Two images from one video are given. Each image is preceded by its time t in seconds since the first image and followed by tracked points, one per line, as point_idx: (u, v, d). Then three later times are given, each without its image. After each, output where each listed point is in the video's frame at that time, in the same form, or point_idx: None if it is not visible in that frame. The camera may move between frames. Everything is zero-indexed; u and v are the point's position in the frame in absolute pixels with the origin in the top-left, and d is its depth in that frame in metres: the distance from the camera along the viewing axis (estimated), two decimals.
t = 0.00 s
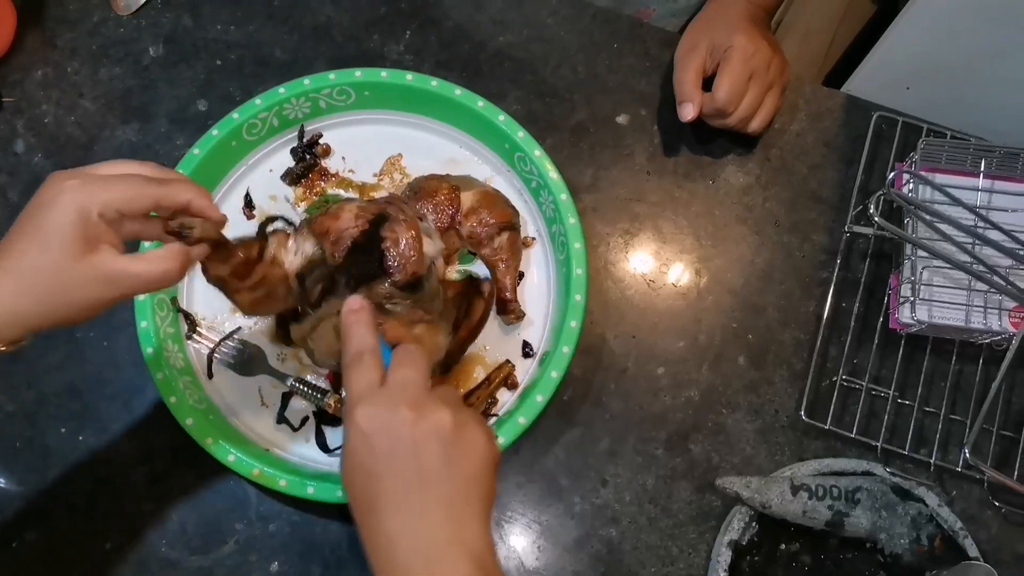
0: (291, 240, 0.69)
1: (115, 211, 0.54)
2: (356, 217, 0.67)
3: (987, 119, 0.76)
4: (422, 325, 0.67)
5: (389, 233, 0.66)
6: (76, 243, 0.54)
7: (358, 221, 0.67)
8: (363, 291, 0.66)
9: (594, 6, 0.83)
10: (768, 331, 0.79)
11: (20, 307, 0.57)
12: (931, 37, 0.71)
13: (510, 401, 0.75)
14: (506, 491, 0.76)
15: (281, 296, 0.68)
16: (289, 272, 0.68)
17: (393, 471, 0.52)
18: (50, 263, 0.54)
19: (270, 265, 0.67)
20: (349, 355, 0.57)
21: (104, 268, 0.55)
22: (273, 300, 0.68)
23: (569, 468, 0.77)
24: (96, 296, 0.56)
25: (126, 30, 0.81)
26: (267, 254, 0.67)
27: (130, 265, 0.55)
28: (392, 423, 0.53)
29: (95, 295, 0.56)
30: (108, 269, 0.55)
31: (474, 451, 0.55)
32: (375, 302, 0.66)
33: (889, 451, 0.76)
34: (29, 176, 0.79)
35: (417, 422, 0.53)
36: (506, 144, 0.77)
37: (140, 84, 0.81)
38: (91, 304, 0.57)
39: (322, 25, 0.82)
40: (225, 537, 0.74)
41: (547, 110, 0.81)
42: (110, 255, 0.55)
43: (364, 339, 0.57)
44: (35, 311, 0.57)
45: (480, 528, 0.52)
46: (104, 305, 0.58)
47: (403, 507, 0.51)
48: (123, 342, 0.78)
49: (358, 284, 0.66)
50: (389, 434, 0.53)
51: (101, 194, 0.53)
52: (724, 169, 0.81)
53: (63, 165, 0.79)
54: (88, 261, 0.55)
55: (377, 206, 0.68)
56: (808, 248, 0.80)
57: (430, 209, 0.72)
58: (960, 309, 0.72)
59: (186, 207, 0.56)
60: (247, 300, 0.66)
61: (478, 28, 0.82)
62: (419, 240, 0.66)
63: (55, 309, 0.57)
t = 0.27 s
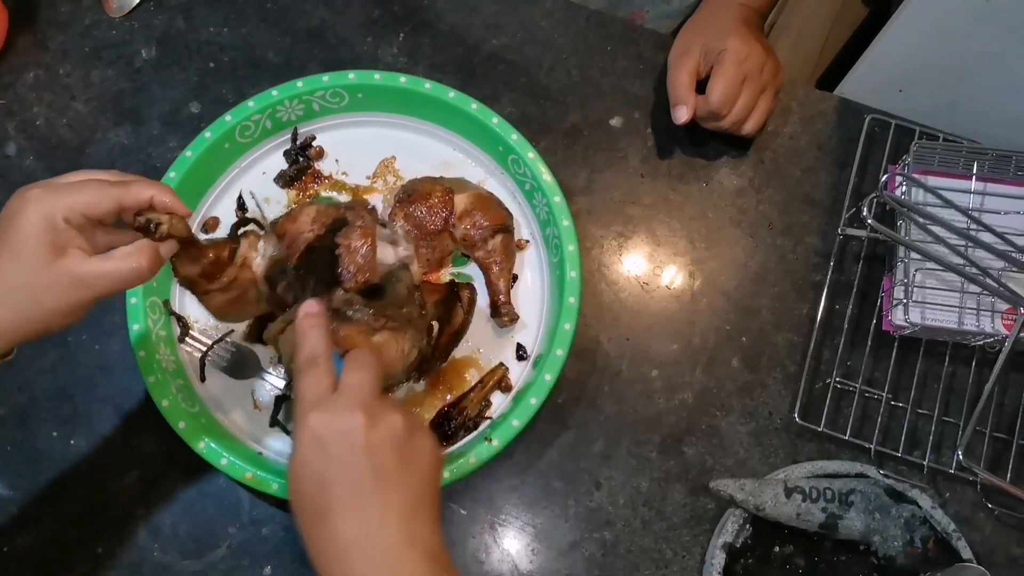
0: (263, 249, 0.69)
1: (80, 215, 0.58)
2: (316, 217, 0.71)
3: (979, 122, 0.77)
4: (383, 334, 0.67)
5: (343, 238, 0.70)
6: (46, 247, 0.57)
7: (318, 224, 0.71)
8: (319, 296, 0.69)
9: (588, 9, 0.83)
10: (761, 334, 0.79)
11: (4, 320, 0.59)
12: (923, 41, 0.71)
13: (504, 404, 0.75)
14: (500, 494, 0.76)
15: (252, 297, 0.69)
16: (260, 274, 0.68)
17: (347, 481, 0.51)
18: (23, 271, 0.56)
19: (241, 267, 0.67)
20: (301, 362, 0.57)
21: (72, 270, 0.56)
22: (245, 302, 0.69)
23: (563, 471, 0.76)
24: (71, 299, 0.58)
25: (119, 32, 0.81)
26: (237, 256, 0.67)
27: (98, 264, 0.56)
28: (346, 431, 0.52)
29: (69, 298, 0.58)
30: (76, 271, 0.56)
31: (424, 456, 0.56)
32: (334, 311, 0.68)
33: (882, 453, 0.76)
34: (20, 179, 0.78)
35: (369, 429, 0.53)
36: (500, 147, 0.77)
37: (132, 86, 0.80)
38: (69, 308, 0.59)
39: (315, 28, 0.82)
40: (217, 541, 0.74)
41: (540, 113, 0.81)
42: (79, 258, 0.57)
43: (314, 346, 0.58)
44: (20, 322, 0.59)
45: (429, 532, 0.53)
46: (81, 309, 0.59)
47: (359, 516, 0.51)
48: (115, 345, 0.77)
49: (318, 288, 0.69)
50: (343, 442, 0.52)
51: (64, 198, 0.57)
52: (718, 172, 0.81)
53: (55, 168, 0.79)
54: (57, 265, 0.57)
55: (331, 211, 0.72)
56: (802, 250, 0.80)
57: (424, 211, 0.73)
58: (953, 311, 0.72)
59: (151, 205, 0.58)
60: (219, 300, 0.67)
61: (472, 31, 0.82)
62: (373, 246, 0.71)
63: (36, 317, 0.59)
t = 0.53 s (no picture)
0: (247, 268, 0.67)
1: (88, 211, 0.56)
2: (309, 245, 0.69)
3: (974, 125, 0.77)
4: (349, 364, 0.68)
5: (329, 270, 0.69)
6: (54, 245, 0.54)
7: (311, 251, 0.69)
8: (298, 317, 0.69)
9: (584, 12, 0.83)
10: (757, 337, 0.79)
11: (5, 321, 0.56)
12: (919, 46, 0.71)
13: (500, 408, 0.75)
14: (495, 497, 0.76)
15: (232, 310, 0.66)
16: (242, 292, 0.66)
17: (300, 568, 0.56)
18: (27, 271, 0.54)
19: (230, 278, 0.65)
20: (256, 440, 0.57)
21: (82, 269, 0.54)
22: (223, 312, 0.66)
23: (559, 474, 0.76)
24: (78, 300, 0.55)
25: (114, 34, 0.81)
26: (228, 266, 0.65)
27: (107, 263, 0.54)
28: (297, 522, 0.56)
29: (77, 298, 0.55)
30: (86, 270, 0.54)
31: (376, 527, 0.61)
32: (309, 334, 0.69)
33: (878, 456, 0.76)
34: (14, 182, 0.78)
35: (318, 521, 0.56)
36: (496, 149, 0.77)
37: (127, 88, 0.80)
38: (75, 309, 0.56)
39: (311, 30, 0.82)
40: (212, 545, 0.73)
41: (536, 116, 0.81)
42: (87, 257, 0.55)
43: (270, 425, 0.57)
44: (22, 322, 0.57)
45: None
46: (88, 309, 0.57)
47: None
48: (109, 349, 0.77)
49: (295, 309, 0.69)
50: (295, 534, 0.56)
51: (70, 194, 0.55)
52: (714, 175, 0.81)
53: (49, 171, 0.78)
54: (66, 264, 0.54)
55: (322, 242, 0.70)
56: (797, 253, 0.80)
57: (420, 214, 0.73)
58: (949, 314, 0.72)
59: (160, 204, 0.57)
60: (195, 309, 0.65)
61: (468, 34, 0.82)
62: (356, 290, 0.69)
63: (40, 318, 0.56)
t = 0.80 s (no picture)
0: (279, 259, 0.68)
1: (119, 235, 0.54)
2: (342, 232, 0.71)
3: (969, 127, 0.77)
4: (384, 350, 0.69)
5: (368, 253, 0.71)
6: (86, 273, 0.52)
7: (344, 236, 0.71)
8: (331, 306, 0.71)
9: (580, 15, 0.83)
10: (753, 339, 0.79)
11: (17, 350, 0.52)
12: (914, 49, 0.71)
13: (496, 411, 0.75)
14: (492, 501, 0.76)
15: (262, 310, 0.67)
16: (273, 286, 0.67)
17: (269, 527, 0.53)
18: (56, 300, 0.51)
19: (257, 279, 0.65)
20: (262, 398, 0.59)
21: (117, 298, 0.52)
22: (252, 313, 0.66)
23: (556, 477, 0.76)
24: (110, 330, 0.53)
25: (109, 37, 0.81)
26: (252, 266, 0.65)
27: (142, 291, 0.53)
28: (270, 476, 0.54)
29: (108, 328, 0.53)
30: (120, 299, 0.52)
31: (358, 510, 0.54)
32: (343, 322, 0.70)
33: (874, 458, 0.76)
34: (9, 185, 0.78)
35: (291, 480, 0.54)
36: (492, 152, 0.77)
37: (122, 92, 0.80)
38: (104, 340, 0.54)
39: (307, 34, 0.82)
40: (208, 548, 0.73)
41: (532, 119, 0.81)
42: (119, 285, 0.53)
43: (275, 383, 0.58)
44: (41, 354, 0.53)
45: None
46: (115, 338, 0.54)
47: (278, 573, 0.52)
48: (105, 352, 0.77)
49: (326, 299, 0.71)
50: (267, 487, 0.54)
51: (104, 218, 0.52)
52: (710, 177, 0.81)
53: (45, 174, 0.78)
54: (98, 293, 0.52)
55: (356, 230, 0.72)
56: (793, 256, 0.80)
57: (415, 216, 0.73)
58: (945, 316, 0.72)
59: (186, 226, 0.57)
60: (228, 315, 0.65)
61: (464, 37, 0.82)
62: (398, 269, 0.72)
63: (64, 350, 0.53)
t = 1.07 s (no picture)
0: (290, 257, 0.70)
1: (113, 206, 0.54)
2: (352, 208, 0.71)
3: (964, 131, 0.77)
4: (424, 313, 0.70)
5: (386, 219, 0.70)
6: (80, 243, 0.52)
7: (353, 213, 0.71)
8: (360, 289, 0.71)
9: (576, 18, 0.83)
10: (750, 342, 0.79)
11: (19, 323, 0.53)
12: (910, 53, 0.71)
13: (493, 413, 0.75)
14: (489, 504, 0.76)
15: (271, 296, 0.71)
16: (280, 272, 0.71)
17: (300, 479, 0.54)
18: (52, 271, 0.52)
19: (262, 264, 0.70)
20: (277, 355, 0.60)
21: (110, 267, 0.53)
22: (264, 299, 0.71)
23: (553, 480, 0.76)
24: (105, 300, 0.54)
25: (105, 40, 0.81)
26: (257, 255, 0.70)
27: (134, 260, 0.53)
28: (296, 425, 0.55)
29: (102, 297, 0.53)
30: (114, 266, 0.53)
31: (385, 449, 0.56)
32: (375, 298, 0.70)
33: (871, 461, 0.76)
34: (5, 188, 0.78)
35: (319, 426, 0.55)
36: (488, 155, 0.77)
37: (118, 94, 0.80)
38: (100, 310, 0.54)
39: (303, 37, 0.82)
40: (204, 552, 0.73)
41: (529, 122, 0.81)
42: (114, 254, 0.54)
43: (291, 340, 0.59)
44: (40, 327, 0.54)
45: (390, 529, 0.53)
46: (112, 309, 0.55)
47: (314, 522, 0.53)
48: (100, 356, 0.76)
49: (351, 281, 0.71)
50: (295, 438, 0.55)
51: (96, 188, 0.53)
52: (706, 180, 0.81)
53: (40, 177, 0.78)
54: (92, 261, 0.53)
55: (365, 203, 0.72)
56: (790, 259, 0.80)
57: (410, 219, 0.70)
58: (941, 319, 0.72)
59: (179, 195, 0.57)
60: (238, 302, 0.71)
61: (460, 40, 0.82)
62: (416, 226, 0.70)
63: (62, 321, 0.54)
